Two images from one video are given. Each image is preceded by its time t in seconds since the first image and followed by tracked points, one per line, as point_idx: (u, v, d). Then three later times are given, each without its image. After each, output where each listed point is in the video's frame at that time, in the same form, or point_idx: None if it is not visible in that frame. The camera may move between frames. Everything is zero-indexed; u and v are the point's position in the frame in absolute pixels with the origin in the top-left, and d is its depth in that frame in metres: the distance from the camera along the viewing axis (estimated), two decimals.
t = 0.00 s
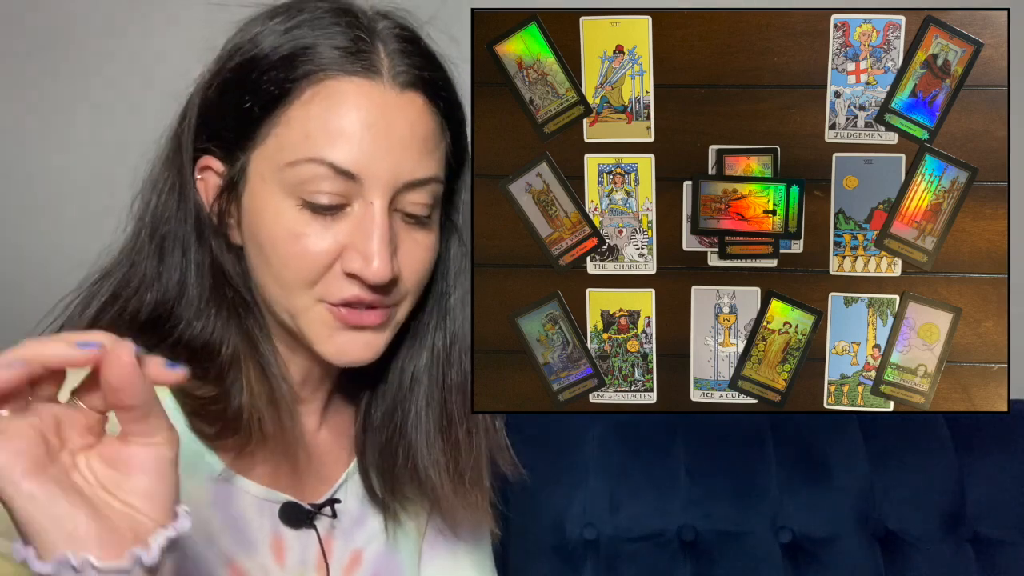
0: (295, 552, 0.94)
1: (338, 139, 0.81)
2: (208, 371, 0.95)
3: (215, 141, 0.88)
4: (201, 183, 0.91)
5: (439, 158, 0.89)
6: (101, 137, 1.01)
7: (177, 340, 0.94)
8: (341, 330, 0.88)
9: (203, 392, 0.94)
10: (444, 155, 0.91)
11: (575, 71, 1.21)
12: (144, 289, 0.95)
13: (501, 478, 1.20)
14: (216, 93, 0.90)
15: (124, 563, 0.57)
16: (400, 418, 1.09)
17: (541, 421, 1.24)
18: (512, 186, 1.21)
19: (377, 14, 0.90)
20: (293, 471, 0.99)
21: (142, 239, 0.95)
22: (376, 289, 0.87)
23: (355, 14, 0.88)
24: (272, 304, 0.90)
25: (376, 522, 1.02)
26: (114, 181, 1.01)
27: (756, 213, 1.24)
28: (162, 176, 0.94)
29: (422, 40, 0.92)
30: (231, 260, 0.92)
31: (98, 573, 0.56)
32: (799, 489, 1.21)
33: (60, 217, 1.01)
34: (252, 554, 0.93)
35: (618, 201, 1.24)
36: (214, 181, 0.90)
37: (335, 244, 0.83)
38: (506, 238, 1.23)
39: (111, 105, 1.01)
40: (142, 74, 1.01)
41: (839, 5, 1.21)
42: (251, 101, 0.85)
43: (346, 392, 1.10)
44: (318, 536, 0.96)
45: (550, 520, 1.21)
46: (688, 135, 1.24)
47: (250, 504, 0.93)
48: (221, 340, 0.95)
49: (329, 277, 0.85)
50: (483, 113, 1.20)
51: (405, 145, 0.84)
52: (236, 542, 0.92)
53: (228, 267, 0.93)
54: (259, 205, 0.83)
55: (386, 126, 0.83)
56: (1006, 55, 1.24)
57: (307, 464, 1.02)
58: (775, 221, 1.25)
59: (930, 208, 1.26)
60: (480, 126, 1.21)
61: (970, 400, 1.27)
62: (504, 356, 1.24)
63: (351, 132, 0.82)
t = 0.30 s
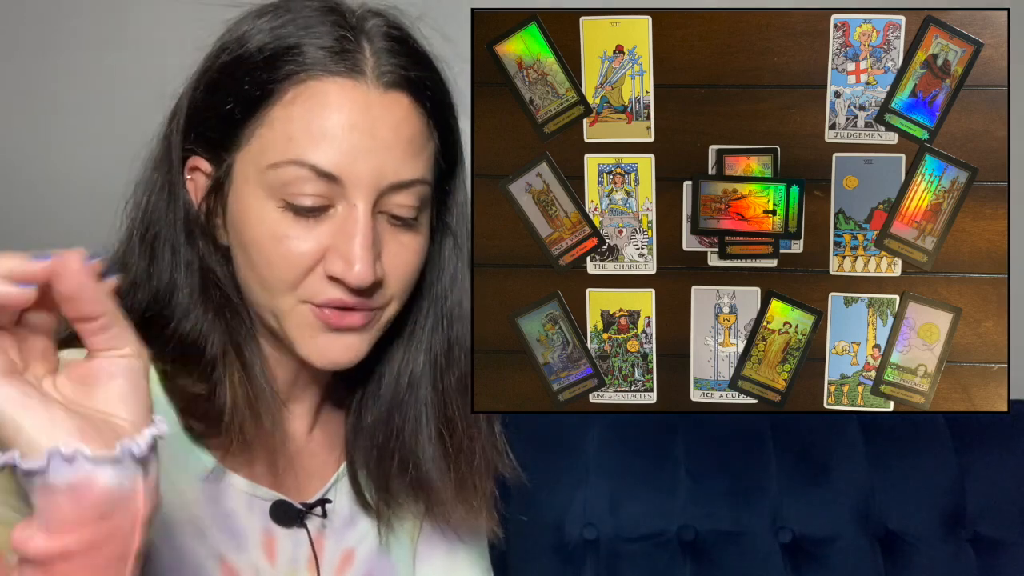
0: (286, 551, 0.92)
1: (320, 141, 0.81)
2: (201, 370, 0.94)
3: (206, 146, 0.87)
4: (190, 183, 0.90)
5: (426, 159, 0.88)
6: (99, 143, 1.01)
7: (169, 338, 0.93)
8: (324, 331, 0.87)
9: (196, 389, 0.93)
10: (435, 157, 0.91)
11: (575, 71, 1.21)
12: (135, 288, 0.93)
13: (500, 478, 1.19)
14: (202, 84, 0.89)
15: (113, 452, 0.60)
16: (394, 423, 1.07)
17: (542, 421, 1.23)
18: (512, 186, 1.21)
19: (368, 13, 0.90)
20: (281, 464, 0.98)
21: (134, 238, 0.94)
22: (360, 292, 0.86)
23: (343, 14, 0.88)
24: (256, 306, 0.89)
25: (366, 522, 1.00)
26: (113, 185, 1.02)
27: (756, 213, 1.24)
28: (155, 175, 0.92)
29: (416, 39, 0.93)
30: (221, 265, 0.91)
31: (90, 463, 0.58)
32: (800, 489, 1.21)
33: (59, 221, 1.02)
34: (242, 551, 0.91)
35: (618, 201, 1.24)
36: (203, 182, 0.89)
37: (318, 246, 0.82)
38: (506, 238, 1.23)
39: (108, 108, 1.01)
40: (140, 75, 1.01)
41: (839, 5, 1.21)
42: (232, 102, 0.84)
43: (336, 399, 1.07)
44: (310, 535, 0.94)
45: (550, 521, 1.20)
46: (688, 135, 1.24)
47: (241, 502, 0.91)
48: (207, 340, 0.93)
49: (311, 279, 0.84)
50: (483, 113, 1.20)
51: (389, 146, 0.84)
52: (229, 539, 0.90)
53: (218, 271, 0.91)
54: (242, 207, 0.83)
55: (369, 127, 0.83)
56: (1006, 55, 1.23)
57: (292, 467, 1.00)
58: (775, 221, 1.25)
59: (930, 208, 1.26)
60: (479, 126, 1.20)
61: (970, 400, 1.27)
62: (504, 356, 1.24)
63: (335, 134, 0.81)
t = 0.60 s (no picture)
0: (289, 552, 0.98)
1: (330, 117, 0.90)
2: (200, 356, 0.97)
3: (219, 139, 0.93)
4: (196, 169, 0.95)
5: (426, 136, 0.98)
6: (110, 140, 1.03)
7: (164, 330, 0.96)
8: (333, 309, 0.96)
9: (191, 380, 0.96)
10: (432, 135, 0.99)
11: (575, 70, 1.21)
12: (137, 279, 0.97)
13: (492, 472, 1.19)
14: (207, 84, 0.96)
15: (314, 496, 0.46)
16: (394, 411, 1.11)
17: (542, 421, 1.23)
18: (512, 186, 1.21)
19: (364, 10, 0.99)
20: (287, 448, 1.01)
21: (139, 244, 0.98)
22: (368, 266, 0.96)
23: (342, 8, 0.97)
24: (263, 286, 0.95)
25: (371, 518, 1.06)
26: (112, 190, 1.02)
27: (756, 213, 1.24)
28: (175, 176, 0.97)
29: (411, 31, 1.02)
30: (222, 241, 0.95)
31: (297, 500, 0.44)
32: (800, 489, 1.21)
33: (58, 223, 1.03)
34: (247, 552, 0.96)
35: (618, 201, 1.24)
36: (209, 167, 0.94)
37: (327, 223, 0.92)
38: (506, 238, 1.23)
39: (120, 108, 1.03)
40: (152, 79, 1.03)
41: (838, 5, 1.21)
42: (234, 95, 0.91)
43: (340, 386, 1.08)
44: (313, 537, 1.00)
45: (550, 522, 1.19)
46: (688, 135, 1.23)
47: (246, 502, 0.96)
48: (212, 331, 0.97)
49: (320, 254, 0.93)
50: (483, 113, 1.20)
51: (392, 124, 0.94)
52: (230, 535, 0.95)
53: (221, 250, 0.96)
54: (251, 189, 0.91)
55: (376, 109, 0.93)
56: (1006, 55, 1.24)
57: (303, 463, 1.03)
58: (775, 221, 1.25)
59: (930, 208, 1.26)
60: (479, 126, 1.20)
61: (970, 400, 1.27)
62: (504, 356, 1.23)
63: (343, 110, 0.91)
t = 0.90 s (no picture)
0: (295, 555, 0.74)
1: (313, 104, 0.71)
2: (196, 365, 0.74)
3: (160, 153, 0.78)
4: (174, 188, 0.77)
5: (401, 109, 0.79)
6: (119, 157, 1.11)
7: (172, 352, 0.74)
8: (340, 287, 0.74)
9: (197, 393, 0.72)
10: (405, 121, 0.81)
11: (575, 71, 1.21)
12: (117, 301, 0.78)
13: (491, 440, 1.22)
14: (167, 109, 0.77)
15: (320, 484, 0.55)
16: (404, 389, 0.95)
17: (541, 421, 1.23)
18: (512, 186, 1.21)
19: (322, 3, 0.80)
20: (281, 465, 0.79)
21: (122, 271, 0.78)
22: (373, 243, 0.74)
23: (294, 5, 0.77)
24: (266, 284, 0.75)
25: (396, 487, 0.86)
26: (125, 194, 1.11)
27: (756, 213, 1.24)
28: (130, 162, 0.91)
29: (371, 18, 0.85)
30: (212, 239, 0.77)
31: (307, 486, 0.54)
32: (801, 489, 1.20)
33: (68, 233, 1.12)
34: (254, 555, 0.72)
35: (618, 201, 1.24)
36: (190, 182, 0.76)
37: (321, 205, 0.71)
38: (506, 238, 1.23)
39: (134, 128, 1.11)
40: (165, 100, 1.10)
41: (838, 5, 1.21)
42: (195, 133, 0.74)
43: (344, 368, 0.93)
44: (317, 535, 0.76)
45: (550, 521, 1.19)
46: (688, 135, 1.23)
47: (250, 508, 0.73)
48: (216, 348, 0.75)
49: (320, 241, 0.72)
50: (483, 113, 1.20)
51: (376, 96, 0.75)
52: (236, 541, 0.72)
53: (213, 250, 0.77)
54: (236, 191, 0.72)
55: (351, 88, 0.72)
56: (1006, 55, 1.24)
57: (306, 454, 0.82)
58: (775, 221, 1.25)
59: (930, 208, 1.25)
60: (479, 126, 1.20)
61: (970, 400, 1.28)
62: (504, 356, 1.25)
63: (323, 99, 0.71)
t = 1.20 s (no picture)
0: (290, 554, 0.74)
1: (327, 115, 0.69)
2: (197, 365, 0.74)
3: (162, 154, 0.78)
4: (184, 183, 0.76)
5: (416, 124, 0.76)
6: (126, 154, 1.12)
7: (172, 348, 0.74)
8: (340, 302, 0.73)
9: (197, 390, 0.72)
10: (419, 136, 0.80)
11: (575, 71, 1.22)
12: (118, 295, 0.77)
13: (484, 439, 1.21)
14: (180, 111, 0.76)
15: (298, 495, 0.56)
16: (391, 399, 0.92)
17: (547, 420, 1.23)
18: (512, 186, 1.21)
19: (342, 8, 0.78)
20: (276, 461, 0.78)
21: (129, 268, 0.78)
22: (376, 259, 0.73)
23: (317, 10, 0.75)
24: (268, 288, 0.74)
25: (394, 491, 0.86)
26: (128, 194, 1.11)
27: (756, 213, 1.24)
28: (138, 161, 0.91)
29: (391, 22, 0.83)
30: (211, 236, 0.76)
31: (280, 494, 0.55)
32: (800, 489, 1.20)
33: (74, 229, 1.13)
34: (248, 555, 0.72)
35: (618, 201, 1.24)
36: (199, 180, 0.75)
37: (327, 218, 0.70)
38: (506, 238, 1.23)
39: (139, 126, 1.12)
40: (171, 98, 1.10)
41: (838, 5, 1.21)
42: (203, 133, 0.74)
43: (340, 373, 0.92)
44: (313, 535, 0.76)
45: (550, 521, 1.19)
46: (688, 135, 1.23)
47: (245, 507, 0.72)
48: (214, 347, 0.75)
49: (324, 255, 0.70)
50: (483, 113, 1.20)
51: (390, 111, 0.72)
52: (231, 540, 0.71)
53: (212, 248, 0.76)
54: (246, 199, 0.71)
55: (368, 103, 0.71)
56: (1007, 55, 1.24)
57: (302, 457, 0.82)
58: (775, 221, 1.25)
59: (930, 208, 1.25)
60: (479, 126, 1.21)
61: (970, 400, 1.28)
62: (504, 356, 1.25)
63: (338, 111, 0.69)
